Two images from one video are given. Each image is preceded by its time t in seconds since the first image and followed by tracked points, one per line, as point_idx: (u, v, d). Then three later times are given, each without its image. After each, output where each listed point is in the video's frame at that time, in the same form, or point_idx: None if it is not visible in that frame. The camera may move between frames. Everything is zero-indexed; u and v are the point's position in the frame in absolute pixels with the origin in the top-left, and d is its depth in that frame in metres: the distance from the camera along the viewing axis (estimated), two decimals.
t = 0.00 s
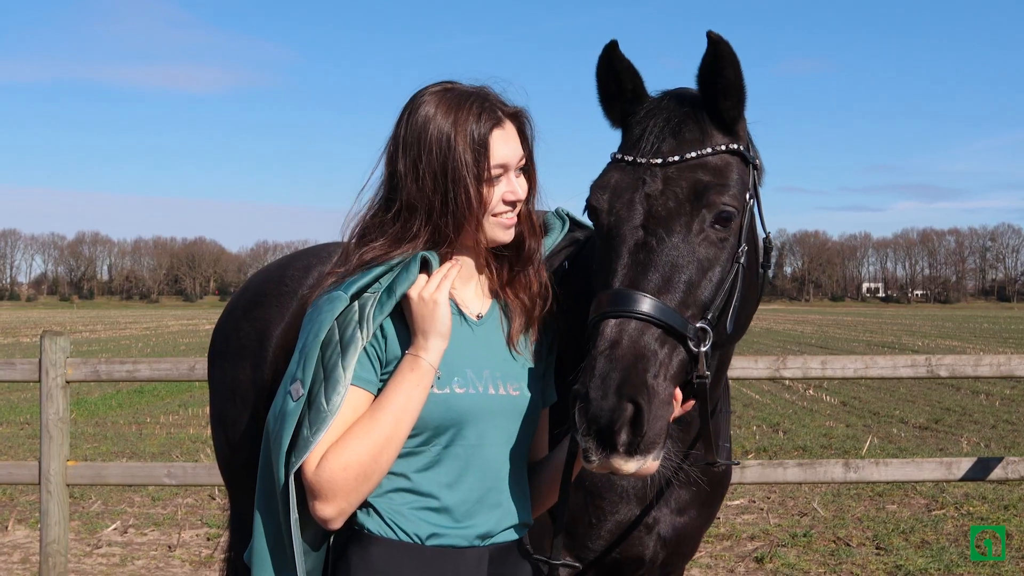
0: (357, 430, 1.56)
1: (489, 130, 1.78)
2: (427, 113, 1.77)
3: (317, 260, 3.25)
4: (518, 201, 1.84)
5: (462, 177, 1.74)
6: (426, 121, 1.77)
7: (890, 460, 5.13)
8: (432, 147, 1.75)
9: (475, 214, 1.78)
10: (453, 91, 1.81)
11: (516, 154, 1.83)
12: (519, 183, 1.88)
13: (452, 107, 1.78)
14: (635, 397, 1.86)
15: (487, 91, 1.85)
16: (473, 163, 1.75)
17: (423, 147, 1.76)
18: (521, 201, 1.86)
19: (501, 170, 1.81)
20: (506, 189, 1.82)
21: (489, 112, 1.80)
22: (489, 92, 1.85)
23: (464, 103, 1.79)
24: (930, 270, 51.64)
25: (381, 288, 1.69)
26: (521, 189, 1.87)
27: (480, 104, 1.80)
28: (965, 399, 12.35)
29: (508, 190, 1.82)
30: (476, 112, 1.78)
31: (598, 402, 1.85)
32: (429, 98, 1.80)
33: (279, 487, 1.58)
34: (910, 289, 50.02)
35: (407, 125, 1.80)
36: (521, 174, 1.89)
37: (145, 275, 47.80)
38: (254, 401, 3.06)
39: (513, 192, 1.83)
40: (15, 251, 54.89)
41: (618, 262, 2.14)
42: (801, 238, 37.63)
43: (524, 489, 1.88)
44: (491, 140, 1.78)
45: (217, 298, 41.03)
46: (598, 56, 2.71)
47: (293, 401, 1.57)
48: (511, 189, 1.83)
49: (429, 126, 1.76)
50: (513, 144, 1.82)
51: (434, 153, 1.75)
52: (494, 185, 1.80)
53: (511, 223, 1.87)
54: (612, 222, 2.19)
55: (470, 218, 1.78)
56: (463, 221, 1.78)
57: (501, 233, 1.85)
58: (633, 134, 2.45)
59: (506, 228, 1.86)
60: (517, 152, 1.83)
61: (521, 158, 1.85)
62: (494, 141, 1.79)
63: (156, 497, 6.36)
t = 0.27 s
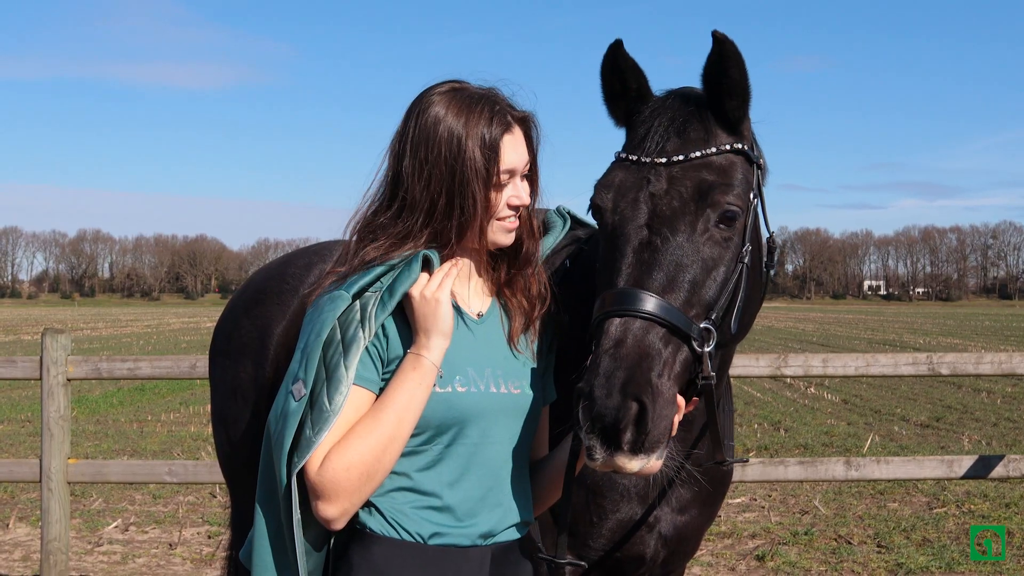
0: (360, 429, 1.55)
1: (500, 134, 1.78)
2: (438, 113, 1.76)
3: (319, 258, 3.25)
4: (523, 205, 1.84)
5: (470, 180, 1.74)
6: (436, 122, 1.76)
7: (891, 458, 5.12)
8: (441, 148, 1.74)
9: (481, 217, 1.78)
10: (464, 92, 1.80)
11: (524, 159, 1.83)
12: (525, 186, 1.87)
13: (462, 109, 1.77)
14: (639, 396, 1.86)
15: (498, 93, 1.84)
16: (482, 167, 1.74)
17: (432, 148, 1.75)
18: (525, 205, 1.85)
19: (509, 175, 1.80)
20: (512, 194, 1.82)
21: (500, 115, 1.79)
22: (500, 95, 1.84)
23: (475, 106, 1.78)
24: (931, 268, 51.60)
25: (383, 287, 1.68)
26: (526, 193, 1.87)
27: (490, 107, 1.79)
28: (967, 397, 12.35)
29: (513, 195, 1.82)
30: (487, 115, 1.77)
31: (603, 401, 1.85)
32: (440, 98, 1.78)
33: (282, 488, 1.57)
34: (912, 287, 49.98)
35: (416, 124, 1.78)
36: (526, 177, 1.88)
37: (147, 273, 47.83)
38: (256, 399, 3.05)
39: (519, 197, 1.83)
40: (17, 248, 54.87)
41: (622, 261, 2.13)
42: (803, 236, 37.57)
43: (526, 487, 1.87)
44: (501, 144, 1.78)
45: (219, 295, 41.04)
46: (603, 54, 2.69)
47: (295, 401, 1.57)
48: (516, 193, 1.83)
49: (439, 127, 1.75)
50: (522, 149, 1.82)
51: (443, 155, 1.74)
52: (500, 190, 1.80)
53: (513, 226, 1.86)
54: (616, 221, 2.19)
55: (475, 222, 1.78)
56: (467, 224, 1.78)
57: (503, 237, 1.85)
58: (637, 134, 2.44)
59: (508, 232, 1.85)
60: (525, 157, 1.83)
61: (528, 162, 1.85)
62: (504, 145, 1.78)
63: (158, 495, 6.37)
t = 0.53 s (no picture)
0: (361, 428, 1.55)
1: (498, 133, 1.77)
2: (438, 111, 1.76)
3: (320, 256, 3.25)
4: (522, 205, 1.84)
5: (468, 179, 1.74)
6: (435, 119, 1.76)
7: (893, 455, 5.11)
8: (439, 147, 1.74)
9: (478, 217, 1.77)
10: (465, 90, 1.80)
11: (523, 158, 1.83)
12: (525, 186, 1.87)
13: (462, 108, 1.77)
14: (645, 394, 1.86)
15: (499, 92, 1.84)
16: (479, 166, 1.74)
17: (431, 146, 1.75)
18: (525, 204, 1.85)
19: (508, 175, 1.80)
20: (511, 194, 1.82)
21: (500, 114, 1.79)
22: (501, 94, 1.84)
23: (475, 104, 1.78)
24: (933, 265, 51.56)
25: (383, 286, 1.68)
26: (526, 192, 1.86)
27: (490, 106, 1.79)
28: (969, 394, 12.34)
29: (513, 194, 1.82)
30: (486, 114, 1.77)
31: (607, 398, 1.85)
32: (441, 95, 1.79)
33: (283, 486, 1.58)
34: (914, 284, 49.94)
35: (417, 121, 1.79)
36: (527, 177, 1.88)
37: (148, 272, 47.84)
38: (257, 397, 3.05)
39: (517, 196, 1.83)
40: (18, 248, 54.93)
41: (624, 259, 2.13)
42: (805, 233, 37.52)
43: (527, 483, 1.87)
44: (500, 143, 1.77)
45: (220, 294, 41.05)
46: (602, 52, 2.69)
47: (296, 399, 1.57)
48: (515, 193, 1.83)
49: (438, 125, 1.75)
50: (521, 149, 1.82)
51: (441, 153, 1.74)
52: (499, 189, 1.80)
53: (513, 226, 1.86)
54: (618, 219, 2.19)
55: (473, 221, 1.78)
56: (465, 223, 1.78)
57: (502, 237, 1.84)
58: (637, 132, 2.44)
59: (507, 232, 1.85)
60: (525, 157, 1.82)
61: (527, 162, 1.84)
62: (503, 144, 1.78)
63: (160, 494, 6.37)
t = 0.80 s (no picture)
0: (360, 424, 1.55)
1: (497, 130, 1.76)
2: (437, 107, 1.76)
3: (321, 253, 3.24)
4: (522, 202, 1.83)
5: (467, 176, 1.73)
6: (434, 116, 1.75)
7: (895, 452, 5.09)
8: (438, 143, 1.73)
9: (477, 213, 1.76)
10: (465, 87, 1.79)
11: (523, 155, 1.81)
12: (524, 184, 1.86)
13: (461, 104, 1.76)
14: (645, 389, 1.85)
15: (499, 89, 1.83)
16: (478, 163, 1.73)
17: (430, 143, 1.75)
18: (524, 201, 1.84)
19: (507, 172, 1.79)
20: (509, 191, 1.81)
21: (500, 111, 1.78)
22: (501, 90, 1.83)
23: (473, 101, 1.77)
24: (935, 263, 51.51)
25: (383, 284, 1.67)
26: (525, 189, 1.85)
27: (489, 102, 1.78)
28: (971, 391, 12.33)
29: (511, 191, 1.81)
30: (485, 111, 1.76)
31: (608, 393, 1.84)
32: (440, 92, 1.78)
33: (282, 483, 1.58)
34: (915, 281, 49.89)
35: (417, 118, 1.78)
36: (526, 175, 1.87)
37: (150, 271, 47.87)
38: (258, 395, 3.05)
39: (516, 193, 1.82)
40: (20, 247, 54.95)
41: (625, 255, 2.13)
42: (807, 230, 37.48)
43: (526, 479, 1.87)
44: (498, 140, 1.76)
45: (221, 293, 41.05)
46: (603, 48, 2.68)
47: (296, 396, 1.57)
48: (514, 190, 1.82)
49: (437, 121, 1.74)
50: (520, 146, 1.80)
51: (440, 150, 1.73)
52: (498, 187, 1.79)
53: (512, 224, 1.85)
54: (619, 215, 2.18)
55: (474, 218, 1.77)
56: (465, 220, 1.77)
57: (501, 234, 1.84)
58: (638, 128, 2.43)
59: (506, 229, 1.84)
60: (524, 154, 1.81)
61: (527, 159, 1.83)
62: (502, 141, 1.77)
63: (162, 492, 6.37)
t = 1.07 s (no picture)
0: (353, 409, 1.53)
1: (490, 114, 1.73)
2: (430, 90, 1.73)
3: (320, 237, 3.22)
4: (515, 186, 1.80)
5: (459, 160, 1.70)
6: (426, 99, 1.72)
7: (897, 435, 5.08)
8: (431, 127, 1.71)
9: (469, 199, 1.74)
10: (457, 69, 1.76)
11: (516, 139, 1.78)
12: (518, 168, 1.83)
13: (454, 87, 1.73)
14: (644, 371, 1.83)
15: (493, 71, 1.79)
16: (470, 147, 1.71)
17: (422, 126, 1.72)
18: (517, 185, 1.81)
19: (500, 156, 1.76)
20: (502, 175, 1.78)
21: (493, 95, 1.75)
22: (494, 73, 1.79)
23: (466, 84, 1.73)
24: (937, 247, 51.41)
25: (376, 267, 1.65)
26: (518, 173, 1.82)
27: (482, 86, 1.74)
28: (973, 374, 12.33)
29: (504, 176, 1.78)
30: (477, 94, 1.73)
31: (607, 375, 1.82)
32: (433, 75, 1.75)
33: (276, 469, 1.57)
34: (918, 265, 49.79)
35: (409, 101, 1.75)
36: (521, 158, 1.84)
37: (152, 257, 47.85)
38: (259, 380, 3.03)
39: (509, 177, 1.79)
40: (21, 234, 54.96)
41: (624, 237, 2.10)
42: (809, 214, 37.37)
43: (523, 462, 1.85)
44: (491, 125, 1.73)
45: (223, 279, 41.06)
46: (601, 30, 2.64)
47: (289, 381, 1.56)
48: (507, 174, 1.78)
49: (429, 104, 1.71)
50: (513, 129, 1.77)
51: (432, 133, 1.71)
52: (490, 171, 1.76)
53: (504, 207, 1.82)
54: (618, 197, 2.16)
55: (466, 203, 1.74)
56: (457, 205, 1.74)
57: (494, 217, 1.81)
58: (637, 110, 2.40)
59: (499, 212, 1.81)
60: (517, 138, 1.78)
61: (520, 144, 1.80)
62: (494, 126, 1.73)
63: (165, 477, 6.38)
